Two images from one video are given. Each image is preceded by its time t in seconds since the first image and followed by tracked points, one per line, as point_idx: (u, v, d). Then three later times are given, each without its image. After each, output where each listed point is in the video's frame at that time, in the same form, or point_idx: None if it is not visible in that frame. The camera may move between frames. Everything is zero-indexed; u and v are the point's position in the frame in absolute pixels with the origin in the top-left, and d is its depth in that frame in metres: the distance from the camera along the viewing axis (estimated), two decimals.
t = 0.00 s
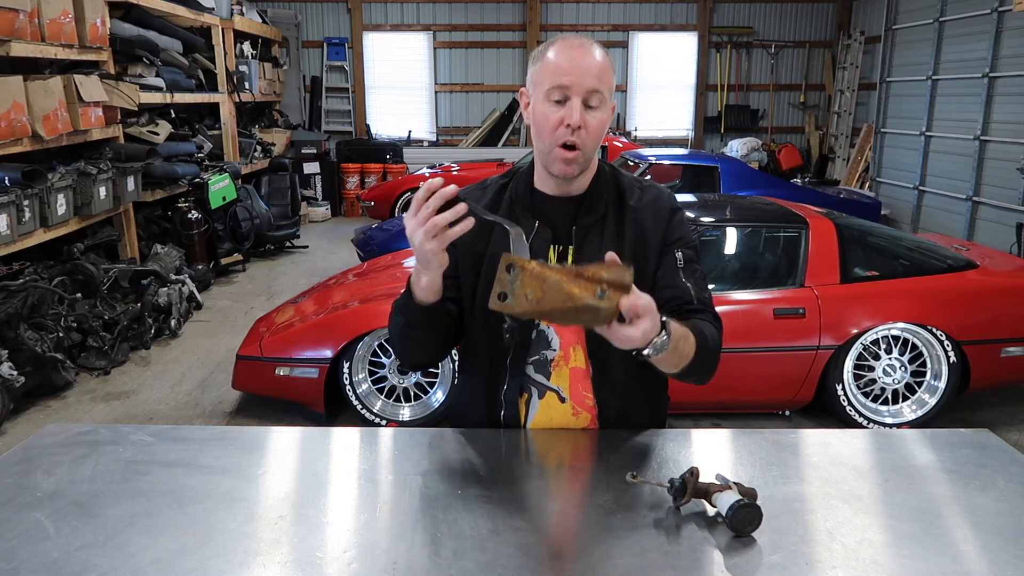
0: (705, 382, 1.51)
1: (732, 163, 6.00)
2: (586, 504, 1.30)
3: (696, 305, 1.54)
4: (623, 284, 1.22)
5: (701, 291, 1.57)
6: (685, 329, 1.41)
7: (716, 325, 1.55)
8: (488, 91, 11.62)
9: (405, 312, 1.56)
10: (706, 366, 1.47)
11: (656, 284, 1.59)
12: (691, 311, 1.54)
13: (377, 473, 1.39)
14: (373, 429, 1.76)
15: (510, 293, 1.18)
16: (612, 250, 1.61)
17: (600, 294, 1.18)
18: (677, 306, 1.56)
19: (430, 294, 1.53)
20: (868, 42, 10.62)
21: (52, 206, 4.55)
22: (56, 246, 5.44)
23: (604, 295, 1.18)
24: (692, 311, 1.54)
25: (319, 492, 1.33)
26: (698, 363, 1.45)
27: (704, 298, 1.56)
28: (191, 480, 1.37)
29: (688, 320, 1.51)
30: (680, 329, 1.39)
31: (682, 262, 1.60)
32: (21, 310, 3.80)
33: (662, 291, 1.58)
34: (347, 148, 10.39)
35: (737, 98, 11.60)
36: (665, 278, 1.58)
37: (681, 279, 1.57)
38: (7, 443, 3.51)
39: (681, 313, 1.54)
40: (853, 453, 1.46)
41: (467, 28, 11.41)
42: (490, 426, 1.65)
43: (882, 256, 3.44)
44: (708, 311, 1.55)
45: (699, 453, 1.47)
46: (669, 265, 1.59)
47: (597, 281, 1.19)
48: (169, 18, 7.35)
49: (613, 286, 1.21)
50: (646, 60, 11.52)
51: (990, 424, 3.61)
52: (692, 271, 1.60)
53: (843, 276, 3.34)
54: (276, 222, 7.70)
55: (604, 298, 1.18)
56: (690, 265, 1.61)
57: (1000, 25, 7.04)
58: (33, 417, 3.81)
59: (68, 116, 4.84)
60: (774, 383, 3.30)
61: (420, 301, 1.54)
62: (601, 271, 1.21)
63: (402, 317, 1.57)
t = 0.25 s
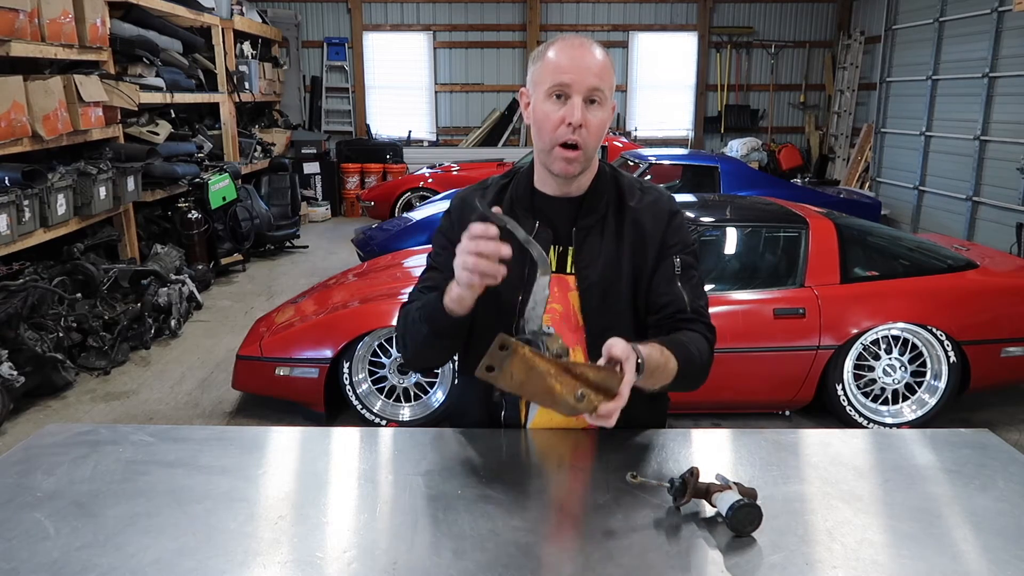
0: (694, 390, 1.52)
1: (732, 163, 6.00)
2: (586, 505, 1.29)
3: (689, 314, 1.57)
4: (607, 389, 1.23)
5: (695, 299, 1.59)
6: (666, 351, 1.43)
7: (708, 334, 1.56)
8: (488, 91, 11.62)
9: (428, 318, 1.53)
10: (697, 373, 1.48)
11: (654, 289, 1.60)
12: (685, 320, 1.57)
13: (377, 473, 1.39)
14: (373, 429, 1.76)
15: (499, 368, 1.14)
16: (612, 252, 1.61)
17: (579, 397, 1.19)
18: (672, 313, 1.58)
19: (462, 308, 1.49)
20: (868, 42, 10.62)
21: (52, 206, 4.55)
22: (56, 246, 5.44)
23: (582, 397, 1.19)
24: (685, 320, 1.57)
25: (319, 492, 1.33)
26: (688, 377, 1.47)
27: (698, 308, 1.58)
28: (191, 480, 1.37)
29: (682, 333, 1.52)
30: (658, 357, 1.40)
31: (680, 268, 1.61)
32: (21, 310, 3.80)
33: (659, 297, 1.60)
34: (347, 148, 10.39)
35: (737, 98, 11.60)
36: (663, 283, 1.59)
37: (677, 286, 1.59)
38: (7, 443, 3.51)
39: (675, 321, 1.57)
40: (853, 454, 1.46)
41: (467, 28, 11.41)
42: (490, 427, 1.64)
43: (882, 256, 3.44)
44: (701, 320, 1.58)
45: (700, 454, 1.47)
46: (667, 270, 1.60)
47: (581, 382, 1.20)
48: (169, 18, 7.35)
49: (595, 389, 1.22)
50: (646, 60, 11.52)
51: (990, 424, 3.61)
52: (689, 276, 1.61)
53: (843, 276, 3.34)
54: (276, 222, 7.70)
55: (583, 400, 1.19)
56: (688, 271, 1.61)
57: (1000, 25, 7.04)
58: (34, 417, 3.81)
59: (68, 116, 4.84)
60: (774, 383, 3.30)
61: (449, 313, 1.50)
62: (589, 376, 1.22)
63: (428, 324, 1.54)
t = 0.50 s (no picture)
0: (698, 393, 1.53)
1: (732, 163, 6.00)
2: (585, 505, 1.29)
3: (692, 316, 1.57)
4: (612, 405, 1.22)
5: (698, 301, 1.59)
6: (676, 366, 1.41)
7: (712, 337, 1.56)
8: (488, 91, 11.62)
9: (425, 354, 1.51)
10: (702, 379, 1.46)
11: (656, 292, 1.61)
12: (688, 322, 1.57)
13: (377, 474, 1.39)
14: (373, 429, 1.75)
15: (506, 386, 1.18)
16: (614, 255, 1.61)
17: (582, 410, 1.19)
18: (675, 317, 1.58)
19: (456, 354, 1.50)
20: (868, 42, 10.62)
21: (52, 206, 4.55)
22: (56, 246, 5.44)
23: (583, 411, 1.19)
24: (688, 323, 1.57)
25: (319, 492, 1.33)
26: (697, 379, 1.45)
27: (701, 310, 1.58)
28: (191, 480, 1.37)
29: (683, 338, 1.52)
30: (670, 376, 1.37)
31: (683, 270, 1.61)
32: (21, 310, 3.80)
33: (661, 300, 1.60)
34: (347, 148, 10.39)
35: (737, 98, 11.59)
36: (665, 287, 1.60)
37: (680, 288, 1.59)
38: (7, 443, 3.52)
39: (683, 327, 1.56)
40: (853, 454, 1.46)
41: (467, 28, 11.41)
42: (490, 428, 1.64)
43: (882, 256, 3.44)
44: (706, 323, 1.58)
45: (700, 454, 1.47)
46: (670, 273, 1.60)
47: (584, 397, 1.20)
48: (169, 18, 7.35)
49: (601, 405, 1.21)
50: (646, 60, 11.52)
51: (990, 424, 3.61)
52: (693, 279, 1.61)
53: (843, 276, 3.34)
54: (276, 222, 7.70)
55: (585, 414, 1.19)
56: (691, 273, 1.62)
57: (1000, 25, 7.05)
58: (33, 417, 3.81)
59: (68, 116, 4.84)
60: (774, 383, 3.30)
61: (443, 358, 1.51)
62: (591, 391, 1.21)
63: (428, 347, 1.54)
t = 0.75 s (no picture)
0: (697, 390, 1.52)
1: (732, 163, 6.00)
2: (586, 504, 1.29)
3: (683, 313, 1.55)
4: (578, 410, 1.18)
5: (692, 298, 1.57)
6: (664, 371, 1.39)
7: (705, 335, 1.54)
8: (488, 91, 11.62)
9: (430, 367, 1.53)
10: (691, 381, 1.44)
11: (649, 288, 1.60)
12: (680, 320, 1.55)
13: (377, 474, 1.39)
14: (374, 429, 1.76)
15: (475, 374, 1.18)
16: (609, 253, 1.60)
17: (545, 410, 1.16)
18: (666, 314, 1.56)
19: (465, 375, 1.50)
20: (868, 42, 10.62)
21: (52, 206, 4.55)
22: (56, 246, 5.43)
23: (543, 411, 1.15)
24: (680, 320, 1.55)
25: (319, 492, 1.33)
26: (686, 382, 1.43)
27: (694, 306, 1.56)
28: (191, 480, 1.37)
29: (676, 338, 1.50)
30: (657, 384, 1.35)
31: (677, 266, 1.59)
32: (21, 310, 3.80)
33: (653, 297, 1.59)
34: (347, 148, 10.39)
35: (737, 98, 11.59)
36: (658, 283, 1.58)
37: (674, 285, 1.57)
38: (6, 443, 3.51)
39: (674, 325, 1.55)
40: (853, 454, 1.46)
41: (467, 28, 11.40)
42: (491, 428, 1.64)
43: (882, 256, 3.44)
44: (696, 322, 1.55)
45: (700, 453, 1.47)
46: (664, 270, 1.59)
47: (548, 396, 1.17)
48: (169, 18, 7.35)
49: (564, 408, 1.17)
50: (646, 60, 11.52)
51: (990, 424, 3.61)
52: (687, 275, 1.59)
53: (843, 276, 3.34)
54: (276, 222, 7.70)
55: (546, 413, 1.15)
56: (686, 269, 1.60)
57: (999, 25, 7.05)
58: (33, 417, 3.81)
59: (68, 116, 4.84)
60: (774, 383, 3.30)
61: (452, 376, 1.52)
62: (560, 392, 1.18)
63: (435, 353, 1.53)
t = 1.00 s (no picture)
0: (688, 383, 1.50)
1: (732, 163, 6.00)
2: (585, 504, 1.29)
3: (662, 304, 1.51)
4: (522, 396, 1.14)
5: (679, 290, 1.53)
6: (640, 374, 1.34)
7: (689, 327, 1.49)
8: (488, 91, 11.62)
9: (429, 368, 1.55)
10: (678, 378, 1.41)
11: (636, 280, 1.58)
12: (661, 309, 1.51)
13: (376, 474, 1.39)
14: (374, 429, 1.76)
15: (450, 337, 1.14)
16: (602, 251, 1.60)
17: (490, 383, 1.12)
18: (645, 301, 1.54)
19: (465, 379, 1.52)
20: (868, 42, 10.61)
21: (52, 206, 4.54)
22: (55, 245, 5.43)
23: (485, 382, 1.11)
24: (659, 315, 1.51)
25: (319, 492, 1.33)
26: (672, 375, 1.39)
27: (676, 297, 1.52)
28: (192, 480, 1.37)
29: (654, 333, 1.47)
30: (632, 386, 1.31)
31: (665, 257, 1.57)
32: (21, 310, 3.79)
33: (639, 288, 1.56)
34: (347, 148, 10.39)
35: (737, 98, 11.60)
36: (644, 274, 1.56)
37: (661, 276, 1.54)
38: (6, 443, 3.52)
39: (656, 317, 1.51)
40: (852, 453, 1.46)
41: (467, 28, 11.40)
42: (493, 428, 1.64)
43: (882, 256, 3.44)
44: (674, 312, 1.50)
45: (699, 453, 1.47)
46: (652, 262, 1.57)
47: (498, 369, 1.13)
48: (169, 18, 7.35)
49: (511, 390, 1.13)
50: (646, 60, 11.53)
51: (990, 424, 3.61)
52: (676, 265, 1.56)
53: (843, 276, 3.34)
54: (276, 222, 7.70)
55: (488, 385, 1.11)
56: (676, 261, 1.57)
57: (1000, 25, 7.05)
58: (33, 417, 3.81)
59: (68, 116, 4.84)
60: (774, 383, 3.30)
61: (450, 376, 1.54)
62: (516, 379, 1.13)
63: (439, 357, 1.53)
